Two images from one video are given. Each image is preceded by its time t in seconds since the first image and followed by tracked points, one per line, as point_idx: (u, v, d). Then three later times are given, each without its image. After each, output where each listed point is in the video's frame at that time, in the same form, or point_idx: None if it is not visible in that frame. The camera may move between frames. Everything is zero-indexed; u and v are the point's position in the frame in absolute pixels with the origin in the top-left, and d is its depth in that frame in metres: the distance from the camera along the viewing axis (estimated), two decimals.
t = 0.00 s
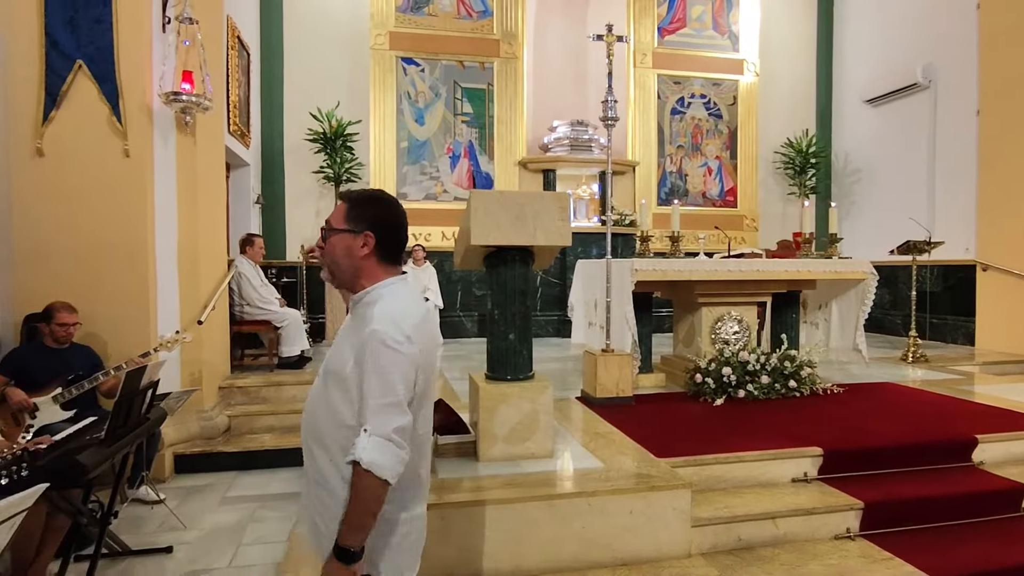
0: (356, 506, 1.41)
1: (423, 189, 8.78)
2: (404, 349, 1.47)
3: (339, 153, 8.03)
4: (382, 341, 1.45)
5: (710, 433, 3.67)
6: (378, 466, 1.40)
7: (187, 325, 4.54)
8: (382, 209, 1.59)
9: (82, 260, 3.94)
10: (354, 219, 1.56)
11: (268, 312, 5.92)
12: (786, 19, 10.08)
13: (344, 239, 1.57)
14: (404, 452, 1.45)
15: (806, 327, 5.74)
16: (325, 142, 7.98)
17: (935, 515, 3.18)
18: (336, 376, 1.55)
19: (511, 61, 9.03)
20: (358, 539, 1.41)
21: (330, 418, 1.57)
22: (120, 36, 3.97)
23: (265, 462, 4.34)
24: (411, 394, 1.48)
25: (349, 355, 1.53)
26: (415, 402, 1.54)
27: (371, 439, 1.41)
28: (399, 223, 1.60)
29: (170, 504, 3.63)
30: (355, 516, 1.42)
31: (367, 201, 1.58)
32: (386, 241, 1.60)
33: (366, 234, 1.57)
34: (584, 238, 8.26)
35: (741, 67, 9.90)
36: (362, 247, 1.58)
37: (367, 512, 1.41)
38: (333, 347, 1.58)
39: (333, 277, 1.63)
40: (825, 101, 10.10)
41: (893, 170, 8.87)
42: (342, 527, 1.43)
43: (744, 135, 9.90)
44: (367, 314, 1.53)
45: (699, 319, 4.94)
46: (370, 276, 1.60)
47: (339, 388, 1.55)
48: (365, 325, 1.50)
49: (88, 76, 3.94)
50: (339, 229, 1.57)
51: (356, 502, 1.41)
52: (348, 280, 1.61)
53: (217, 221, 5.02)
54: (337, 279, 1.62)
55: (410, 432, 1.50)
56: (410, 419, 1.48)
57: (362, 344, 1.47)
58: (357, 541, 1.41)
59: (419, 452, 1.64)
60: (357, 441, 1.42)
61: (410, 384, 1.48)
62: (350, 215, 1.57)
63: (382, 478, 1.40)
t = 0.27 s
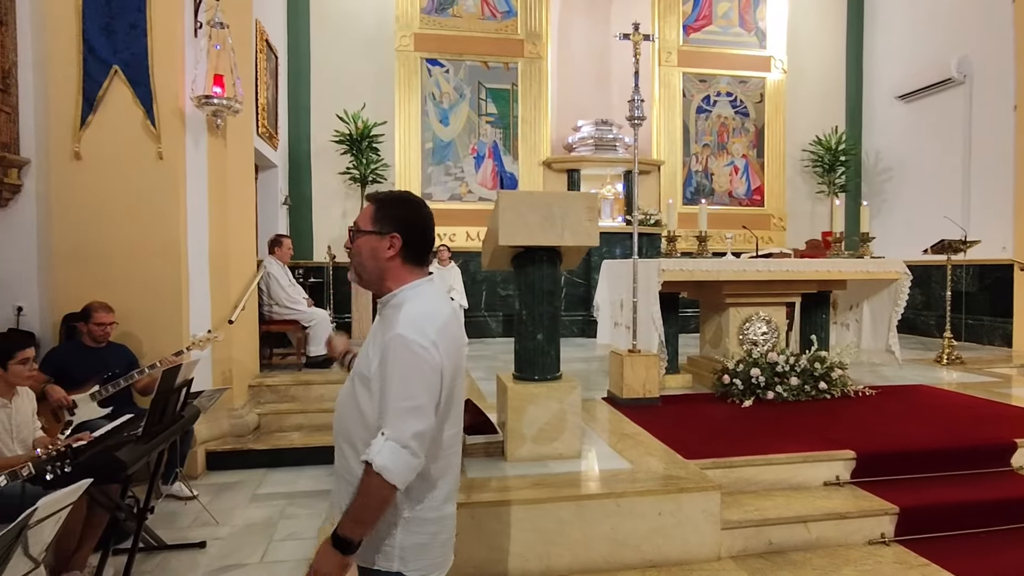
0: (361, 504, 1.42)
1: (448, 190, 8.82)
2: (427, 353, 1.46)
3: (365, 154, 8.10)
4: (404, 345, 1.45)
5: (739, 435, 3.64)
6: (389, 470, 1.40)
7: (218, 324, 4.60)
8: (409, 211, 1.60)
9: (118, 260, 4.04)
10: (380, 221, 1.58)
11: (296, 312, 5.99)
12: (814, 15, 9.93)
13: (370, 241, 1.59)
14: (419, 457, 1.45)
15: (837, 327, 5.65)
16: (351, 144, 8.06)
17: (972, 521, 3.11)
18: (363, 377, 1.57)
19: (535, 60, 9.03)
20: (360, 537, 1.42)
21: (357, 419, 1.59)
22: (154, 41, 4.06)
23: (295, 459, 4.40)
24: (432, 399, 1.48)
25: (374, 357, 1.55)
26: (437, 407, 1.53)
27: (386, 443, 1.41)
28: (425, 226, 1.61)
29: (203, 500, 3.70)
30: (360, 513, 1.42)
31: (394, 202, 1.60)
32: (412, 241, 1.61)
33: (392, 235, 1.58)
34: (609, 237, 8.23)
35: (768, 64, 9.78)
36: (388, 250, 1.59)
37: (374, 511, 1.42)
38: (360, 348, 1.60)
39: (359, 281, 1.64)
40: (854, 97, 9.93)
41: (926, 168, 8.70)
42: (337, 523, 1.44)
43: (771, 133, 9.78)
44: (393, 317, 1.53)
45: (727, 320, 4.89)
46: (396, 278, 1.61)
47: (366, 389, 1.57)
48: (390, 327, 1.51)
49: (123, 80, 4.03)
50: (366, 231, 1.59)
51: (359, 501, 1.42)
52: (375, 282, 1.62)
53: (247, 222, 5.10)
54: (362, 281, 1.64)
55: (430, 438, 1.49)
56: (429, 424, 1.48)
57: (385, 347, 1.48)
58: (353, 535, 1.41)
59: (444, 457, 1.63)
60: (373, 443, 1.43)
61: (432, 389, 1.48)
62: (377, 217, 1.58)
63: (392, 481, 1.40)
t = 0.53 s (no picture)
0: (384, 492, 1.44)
1: (470, 190, 8.85)
2: (452, 348, 1.48)
3: (388, 155, 8.17)
4: (431, 340, 1.47)
5: (765, 437, 3.60)
6: (414, 461, 1.42)
7: (246, 324, 4.68)
8: (456, 214, 1.62)
9: (149, 260, 4.12)
10: (427, 219, 1.60)
11: (321, 311, 6.06)
12: (840, 11, 9.80)
13: (413, 236, 1.60)
14: (444, 451, 1.46)
15: (865, 328, 5.56)
16: (374, 145, 8.12)
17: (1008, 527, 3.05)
18: (390, 373, 1.60)
19: (557, 61, 9.01)
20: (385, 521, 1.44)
21: (385, 414, 1.61)
22: (184, 46, 4.13)
23: (320, 458, 4.45)
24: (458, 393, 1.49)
25: (401, 352, 1.57)
26: (464, 403, 1.54)
27: (410, 435, 1.43)
28: (468, 231, 1.64)
29: (232, 496, 3.77)
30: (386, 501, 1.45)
31: (440, 202, 1.62)
32: (453, 243, 1.63)
33: (436, 235, 1.61)
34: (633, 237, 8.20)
35: (793, 61, 9.66)
36: (428, 248, 1.61)
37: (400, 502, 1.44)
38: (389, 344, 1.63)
39: (391, 273, 1.65)
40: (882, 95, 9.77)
41: (957, 166, 8.53)
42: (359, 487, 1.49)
43: (797, 131, 9.67)
44: (419, 314, 1.55)
45: (752, 320, 4.84)
46: (429, 276, 1.63)
47: (393, 385, 1.59)
48: (416, 323, 1.53)
49: (154, 84, 4.11)
50: (411, 226, 1.60)
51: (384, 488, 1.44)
52: (407, 277, 1.63)
53: (274, 223, 5.16)
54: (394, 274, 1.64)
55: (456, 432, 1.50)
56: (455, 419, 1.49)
57: (412, 342, 1.50)
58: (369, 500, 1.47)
59: (471, 453, 1.64)
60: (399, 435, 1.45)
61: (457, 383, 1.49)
62: (424, 214, 1.60)
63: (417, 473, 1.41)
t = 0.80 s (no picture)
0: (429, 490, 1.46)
1: (492, 190, 8.87)
2: (496, 350, 1.50)
3: (410, 155, 8.20)
4: (474, 342, 1.49)
5: (792, 439, 3.56)
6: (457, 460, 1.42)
7: (272, 323, 4.74)
8: (473, 212, 1.62)
9: (179, 261, 4.19)
10: (447, 224, 1.60)
11: (345, 311, 6.11)
12: (867, 8, 9.64)
13: (438, 243, 1.61)
14: (486, 451, 1.47)
15: (894, 330, 5.48)
16: (397, 146, 8.15)
17: None
18: (426, 374, 1.60)
19: (579, 60, 8.97)
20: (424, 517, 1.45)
21: (419, 414, 1.62)
22: (213, 49, 4.19)
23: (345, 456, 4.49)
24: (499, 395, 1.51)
25: (438, 354, 1.58)
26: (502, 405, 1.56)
27: (456, 435, 1.45)
28: (491, 227, 1.63)
29: (259, 493, 3.82)
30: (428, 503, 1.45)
31: (458, 204, 1.62)
32: (479, 241, 1.63)
33: (460, 237, 1.61)
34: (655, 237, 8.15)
35: (819, 59, 9.53)
36: (456, 251, 1.62)
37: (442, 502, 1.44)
38: (422, 345, 1.63)
39: (425, 282, 1.66)
40: (910, 92, 9.61)
41: (989, 165, 8.36)
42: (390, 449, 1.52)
43: (822, 130, 9.54)
44: (458, 317, 1.56)
45: (778, 321, 4.79)
46: (463, 279, 1.64)
47: (429, 386, 1.59)
48: (457, 326, 1.54)
49: (184, 87, 4.18)
50: (433, 234, 1.61)
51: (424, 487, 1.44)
52: (440, 282, 1.64)
53: (300, 223, 5.22)
54: (428, 282, 1.66)
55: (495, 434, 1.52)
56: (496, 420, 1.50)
57: (454, 344, 1.51)
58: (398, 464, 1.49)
59: (503, 455, 1.65)
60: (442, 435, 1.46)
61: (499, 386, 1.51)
62: (443, 219, 1.60)
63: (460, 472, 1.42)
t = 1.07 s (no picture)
0: (452, 494, 1.43)
1: (515, 190, 8.88)
2: (529, 353, 1.51)
3: (434, 155, 8.22)
4: (508, 344, 1.50)
5: (822, 442, 3.51)
6: (483, 462, 1.42)
7: (299, 321, 4.79)
8: (513, 214, 1.64)
9: (210, 260, 4.26)
10: (488, 223, 1.61)
11: (370, 310, 6.15)
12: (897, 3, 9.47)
13: (477, 241, 1.62)
14: (509, 456, 1.46)
15: (925, 332, 5.39)
16: (421, 146, 8.19)
17: None
18: (459, 374, 1.62)
19: (603, 59, 8.93)
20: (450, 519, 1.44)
21: (451, 413, 1.63)
22: (242, 51, 4.25)
23: (371, 454, 4.52)
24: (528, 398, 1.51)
25: (472, 354, 1.59)
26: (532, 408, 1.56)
27: (481, 435, 1.44)
28: (528, 230, 1.65)
29: (287, 489, 3.87)
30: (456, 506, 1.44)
31: (497, 204, 1.64)
32: (518, 243, 1.65)
33: (500, 237, 1.62)
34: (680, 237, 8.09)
35: (848, 55, 9.38)
36: (495, 251, 1.63)
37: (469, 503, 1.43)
38: (456, 345, 1.65)
39: (461, 281, 1.67)
40: (942, 88, 9.41)
41: None
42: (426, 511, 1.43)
43: (851, 128, 9.39)
44: (491, 318, 1.57)
45: (806, 322, 4.73)
46: (498, 279, 1.65)
47: (461, 385, 1.61)
48: (491, 327, 1.55)
49: (214, 89, 4.25)
50: (474, 233, 1.62)
51: (449, 487, 1.43)
52: (476, 281, 1.65)
53: (326, 223, 5.27)
54: (465, 282, 1.66)
55: (523, 436, 1.51)
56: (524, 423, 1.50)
57: (487, 345, 1.53)
58: (440, 519, 1.41)
59: (532, 457, 1.65)
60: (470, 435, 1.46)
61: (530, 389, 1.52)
62: (483, 219, 1.61)
63: (485, 474, 1.42)
